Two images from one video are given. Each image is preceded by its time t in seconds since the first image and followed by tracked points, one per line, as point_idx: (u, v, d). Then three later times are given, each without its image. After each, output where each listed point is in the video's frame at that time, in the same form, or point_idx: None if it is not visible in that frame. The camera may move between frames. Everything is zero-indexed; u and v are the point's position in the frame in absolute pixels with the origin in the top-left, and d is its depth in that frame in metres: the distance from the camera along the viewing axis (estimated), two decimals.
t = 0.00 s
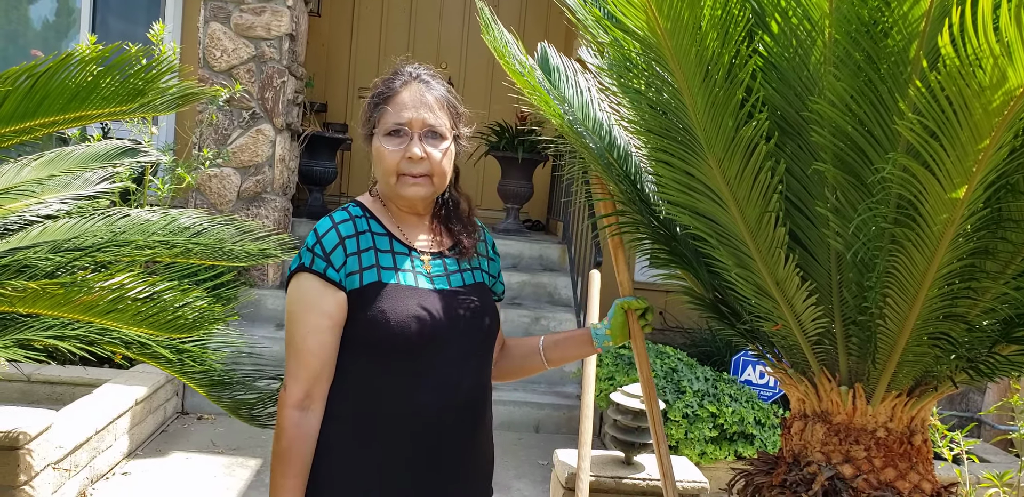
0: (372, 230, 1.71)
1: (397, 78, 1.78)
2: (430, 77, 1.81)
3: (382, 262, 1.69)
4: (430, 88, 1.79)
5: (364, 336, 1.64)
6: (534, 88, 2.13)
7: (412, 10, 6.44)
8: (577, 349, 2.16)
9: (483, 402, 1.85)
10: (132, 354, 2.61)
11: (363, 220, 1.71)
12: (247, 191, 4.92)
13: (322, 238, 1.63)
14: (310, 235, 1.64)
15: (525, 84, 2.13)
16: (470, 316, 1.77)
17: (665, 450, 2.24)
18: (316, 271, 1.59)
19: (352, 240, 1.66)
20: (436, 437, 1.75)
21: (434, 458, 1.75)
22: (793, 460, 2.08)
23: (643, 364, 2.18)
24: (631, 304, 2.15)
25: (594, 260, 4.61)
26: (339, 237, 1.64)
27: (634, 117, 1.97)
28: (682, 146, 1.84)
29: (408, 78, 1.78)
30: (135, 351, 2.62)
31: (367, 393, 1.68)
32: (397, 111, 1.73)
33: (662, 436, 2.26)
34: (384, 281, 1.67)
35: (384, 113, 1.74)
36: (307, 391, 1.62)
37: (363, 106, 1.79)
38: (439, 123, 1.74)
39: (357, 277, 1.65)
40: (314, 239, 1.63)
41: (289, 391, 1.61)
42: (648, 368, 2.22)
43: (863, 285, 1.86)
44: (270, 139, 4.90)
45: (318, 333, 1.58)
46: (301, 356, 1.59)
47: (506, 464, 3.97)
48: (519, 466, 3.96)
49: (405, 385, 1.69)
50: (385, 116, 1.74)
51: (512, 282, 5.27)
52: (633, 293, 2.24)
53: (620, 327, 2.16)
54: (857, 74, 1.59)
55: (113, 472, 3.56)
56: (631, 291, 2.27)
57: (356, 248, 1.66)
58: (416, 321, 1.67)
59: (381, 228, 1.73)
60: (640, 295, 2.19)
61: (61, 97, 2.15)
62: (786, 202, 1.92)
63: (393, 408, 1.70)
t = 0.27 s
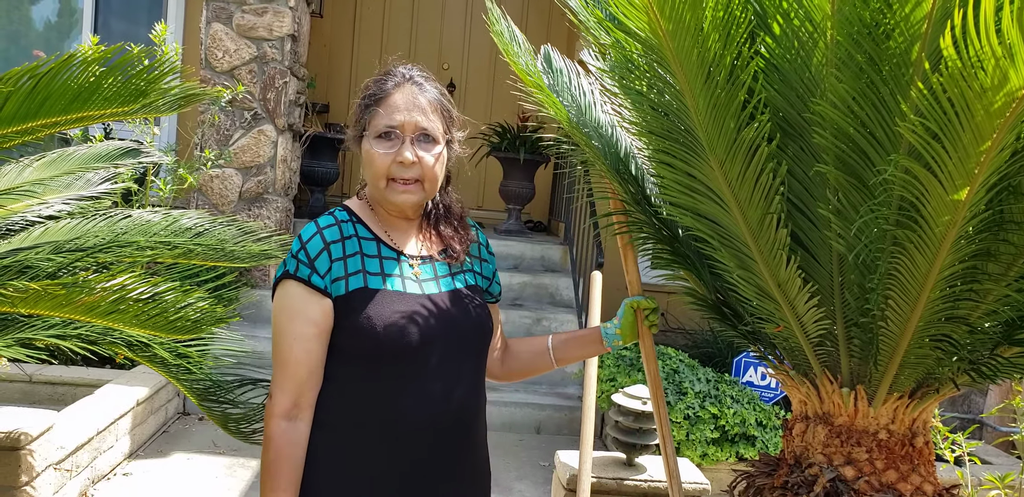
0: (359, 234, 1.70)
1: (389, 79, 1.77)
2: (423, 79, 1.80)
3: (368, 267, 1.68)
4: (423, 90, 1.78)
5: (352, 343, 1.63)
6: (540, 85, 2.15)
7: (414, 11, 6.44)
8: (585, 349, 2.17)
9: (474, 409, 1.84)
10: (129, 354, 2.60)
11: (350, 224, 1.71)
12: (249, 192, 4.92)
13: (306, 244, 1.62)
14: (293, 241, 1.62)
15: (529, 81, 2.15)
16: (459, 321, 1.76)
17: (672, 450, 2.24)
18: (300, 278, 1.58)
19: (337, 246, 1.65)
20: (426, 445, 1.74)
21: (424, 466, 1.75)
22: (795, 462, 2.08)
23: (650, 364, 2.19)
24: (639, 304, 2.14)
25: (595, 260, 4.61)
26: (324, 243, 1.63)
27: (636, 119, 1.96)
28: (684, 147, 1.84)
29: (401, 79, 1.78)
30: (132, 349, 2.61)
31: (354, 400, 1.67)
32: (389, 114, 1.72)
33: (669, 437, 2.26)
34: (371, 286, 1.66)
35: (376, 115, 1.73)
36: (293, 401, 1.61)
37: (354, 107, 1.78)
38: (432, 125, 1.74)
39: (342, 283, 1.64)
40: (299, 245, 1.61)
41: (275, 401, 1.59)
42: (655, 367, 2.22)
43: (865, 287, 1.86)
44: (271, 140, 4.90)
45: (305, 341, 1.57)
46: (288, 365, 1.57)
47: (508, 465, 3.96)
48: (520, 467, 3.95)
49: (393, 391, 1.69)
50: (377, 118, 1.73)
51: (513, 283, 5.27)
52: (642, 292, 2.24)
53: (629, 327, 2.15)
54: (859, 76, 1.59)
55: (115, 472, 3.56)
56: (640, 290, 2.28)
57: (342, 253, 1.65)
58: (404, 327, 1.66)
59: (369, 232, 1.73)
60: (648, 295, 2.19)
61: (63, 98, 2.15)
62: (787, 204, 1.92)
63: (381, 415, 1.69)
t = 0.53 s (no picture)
0: (354, 235, 1.68)
1: (388, 75, 1.74)
2: (422, 76, 1.77)
3: (362, 270, 1.65)
4: (423, 87, 1.75)
5: (344, 345, 1.61)
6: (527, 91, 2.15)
7: (416, 11, 6.45)
8: (586, 350, 2.17)
9: (470, 415, 1.81)
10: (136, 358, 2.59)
11: (345, 224, 1.69)
12: (251, 191, 4.93)
13: (300, 244, 1.59)
14: (287, 240, 1.60)
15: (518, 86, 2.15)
16: (455, 324, 1.74)
17: (671, 451, 2.24)
18: (293, 279, 1.56)
19: (331, 247, 1.63)
20: (420, 450, 1.71)
21: (418, 472, 1.71)
22: (797, 463, 2.08)
23: (650, 365, 2.20)
24: (639, 306, 2.18)
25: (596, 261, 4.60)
26: (318, 243, 1.61)
27: (638, 120, 1.96)
28: (687, 148, 1.84)
29: (400, 75, 1.74)
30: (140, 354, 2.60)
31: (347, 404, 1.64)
32: (386, 110, 1.70)
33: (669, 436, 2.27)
34: (365, 289, 1.64)
35: (372, 112, 1.71)
36: (285, 404, 1.57)
37: (352, 103, 1.76)
38: (430, 123, 1.72)
39: (336, 285, 1.61)
40: (292, 245, 1.59)
41: (266, 404, 1.56)
42: (656, 368, 2.22)
43: (868, 289, 1.86)
44: (273, 140, 4.90)
45: (296, 342, 1.55)
46: (279, 367, 1.55)
47: (509, 465, 3.97)
48: (522, 467, 3.95)
49: (386, 394, 1.66)
50: (373, 114, 1.70)
51: (515, 283, 5.27)
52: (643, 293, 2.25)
53: (630, 329, 2.19)
54: (863, 77, 1.58)
55: (116, 471, 3.57)
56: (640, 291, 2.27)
57: (336, 255, 1.63)
58: (398, 329, 1.64)
59: (363, 232, 1.70)
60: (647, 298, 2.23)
61: (67, 97, 2.16)
62: (790, 206, 1.92)
63: (374, 419, 1.66)
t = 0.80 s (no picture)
0: (364, 239, 1.67)
1: (398, 77, 1.75)
2: (432, 78, 1.78)
3: (372, 275, 1.65)
4: (432, 90, 1.76)
5: (353, 352, 1.60)
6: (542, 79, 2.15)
7: (420, 13, 6.45)
8: (596, 349, 2.17)
9: (479, 421, 1.80)
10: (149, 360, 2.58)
11: (354, 229, 1.67)
12: (255, 192, 4.94)
13: (308, 251, 1.59)
14: (296, 246, 1.60)
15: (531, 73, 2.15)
16: (464, 331, 1.73)
17: (679, 452, 2.24)
18: (301, 285, 1.55)
19: (340, 252, 1.62)
20: (427, 456, 1.70)
21: (425, 478, 1.71)
22: (802, 466, 2.07)
23: (660, 366, 2.19)
24: (649, 306, 2.16)
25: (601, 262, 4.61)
26: (326, 249, 1.60)
27: (643, 122, 1.96)
28: (691, 151, 1.84)
29: (409, 78, 1.75)
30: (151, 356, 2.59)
31: (356, 409, 1.64)
32: (396, 113, 1.69)
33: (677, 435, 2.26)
34: (374, 295, 1.63)
35: (383, 115, 1.71)
36: (291, 408, 1.59)
37: (362, 106, 1.75)
38: (440, 126, 1.72)
39: (345, 292, 1.61)
40: (301, 252, 1.59)
41: (274, 408, 1.59)
42: (665, 369, 2.22)
43: (874, 292, 1.86)
44: (277, 141, 4.91)
45: (304, 349, 1.55)
46: (286, 372, 1.56)
47: (512, 467, 3.97)
48: (525, 469, 3.95)
49: (395, 401, 1.65)
50: (383, 117, 1.70)
51: (518, 284, 5.27)
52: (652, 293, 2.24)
53: (639, 330, 2.17)
54: (869, 79, 1.58)
55: (120, 472, 3.57)
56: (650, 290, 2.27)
57: (345, 261, 1.62)
58: (406, 337, 1.62)
59: (372, 236, 1.69)
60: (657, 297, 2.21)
61: (74, 99, 2.16)
62: (795, 208, 1.91)
63: (382, 425, 1.66)
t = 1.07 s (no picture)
0: (386, 242, 1.66)
1: (416, 81, 1.73)
2: (451, 81, 1.77)
3: (394, 277, 1.64)
4: (451, 93, 1.74)
5: (374, 355, 1.60)
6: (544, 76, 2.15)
7: (422, 14, 6.46)
8: (602, 351, 2.17)
9: (500, 423, 1.80)
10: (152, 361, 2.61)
11: (375, 232, 1.66)
12: (257, 194, 4.94)
13: (330, 253, 1.58)
14: (317, 249, 1.59)
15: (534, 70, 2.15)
16: (484, 334, 1.72)
17: (684, 455, 2.25)
18: (324, 288, 1.54)
19: (362, 255, 1.61)
20: (449, 459, 1.70)
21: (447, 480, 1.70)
22: (805, 467, 2.08)
23: (665, 367, 2.20)
24: (654, 307, 2.19)
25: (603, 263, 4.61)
26: (348, 252, 1.59)
27: (646, 123, 1.96)
28: (694, 152, 1.84)
29: (428, 81, 1.74)
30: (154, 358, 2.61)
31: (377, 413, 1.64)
32: (417, 117, 1.68)
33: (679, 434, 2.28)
34: (397, 297, 1.62)
35: (403, 119, 1.69)
36: (313, 412, 1.59)
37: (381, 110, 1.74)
38: (461, 129, 1.70)
39: (367, 294, 1.60)
40: (323, 254, 1.58)
41: (295, 412, 1.58)
42: (669, 370, 2.23)
43: (876, 292, 1.86)
44: (280, 142, 4.91)
45: (326, 352, 1.54)
46: (308, 376, 1.55)
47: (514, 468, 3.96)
48: (527, 471, 3.95)
49: (416, 404, 1.65)
50: (404, 122, 1.69)
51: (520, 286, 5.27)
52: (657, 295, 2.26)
53: (645, 332, 2.19)
54: (871, 81, 1.58)
55: (121, 473, 3.57)
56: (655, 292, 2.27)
57: (367, 263, 1.61)
58: (428, 339, 1.62)
59: (394, 239, 1.69)
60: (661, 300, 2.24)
61: (77, 100, 2.17)
62: (798, 209, 1.91)
63: (403, 428, 1.65)
